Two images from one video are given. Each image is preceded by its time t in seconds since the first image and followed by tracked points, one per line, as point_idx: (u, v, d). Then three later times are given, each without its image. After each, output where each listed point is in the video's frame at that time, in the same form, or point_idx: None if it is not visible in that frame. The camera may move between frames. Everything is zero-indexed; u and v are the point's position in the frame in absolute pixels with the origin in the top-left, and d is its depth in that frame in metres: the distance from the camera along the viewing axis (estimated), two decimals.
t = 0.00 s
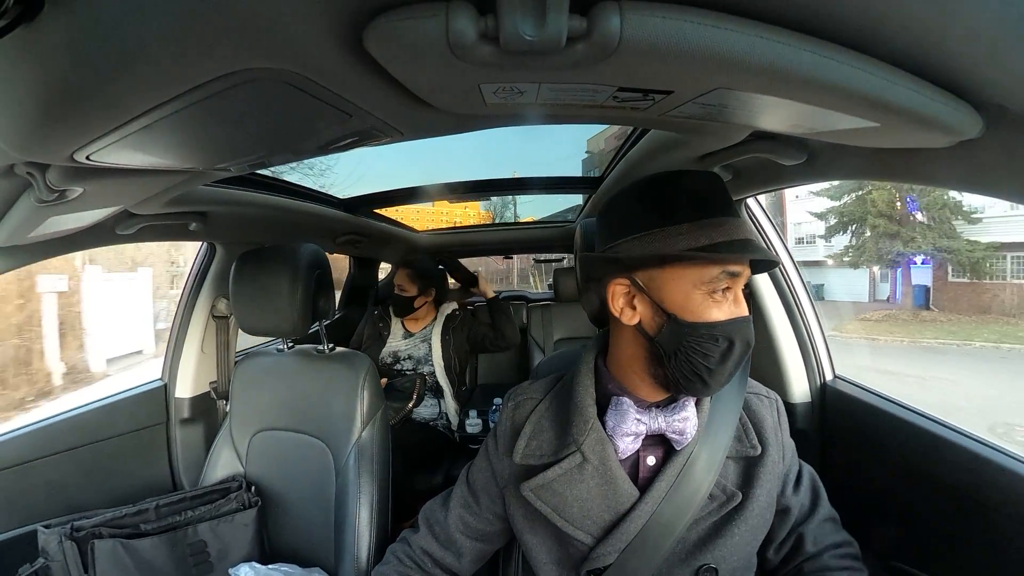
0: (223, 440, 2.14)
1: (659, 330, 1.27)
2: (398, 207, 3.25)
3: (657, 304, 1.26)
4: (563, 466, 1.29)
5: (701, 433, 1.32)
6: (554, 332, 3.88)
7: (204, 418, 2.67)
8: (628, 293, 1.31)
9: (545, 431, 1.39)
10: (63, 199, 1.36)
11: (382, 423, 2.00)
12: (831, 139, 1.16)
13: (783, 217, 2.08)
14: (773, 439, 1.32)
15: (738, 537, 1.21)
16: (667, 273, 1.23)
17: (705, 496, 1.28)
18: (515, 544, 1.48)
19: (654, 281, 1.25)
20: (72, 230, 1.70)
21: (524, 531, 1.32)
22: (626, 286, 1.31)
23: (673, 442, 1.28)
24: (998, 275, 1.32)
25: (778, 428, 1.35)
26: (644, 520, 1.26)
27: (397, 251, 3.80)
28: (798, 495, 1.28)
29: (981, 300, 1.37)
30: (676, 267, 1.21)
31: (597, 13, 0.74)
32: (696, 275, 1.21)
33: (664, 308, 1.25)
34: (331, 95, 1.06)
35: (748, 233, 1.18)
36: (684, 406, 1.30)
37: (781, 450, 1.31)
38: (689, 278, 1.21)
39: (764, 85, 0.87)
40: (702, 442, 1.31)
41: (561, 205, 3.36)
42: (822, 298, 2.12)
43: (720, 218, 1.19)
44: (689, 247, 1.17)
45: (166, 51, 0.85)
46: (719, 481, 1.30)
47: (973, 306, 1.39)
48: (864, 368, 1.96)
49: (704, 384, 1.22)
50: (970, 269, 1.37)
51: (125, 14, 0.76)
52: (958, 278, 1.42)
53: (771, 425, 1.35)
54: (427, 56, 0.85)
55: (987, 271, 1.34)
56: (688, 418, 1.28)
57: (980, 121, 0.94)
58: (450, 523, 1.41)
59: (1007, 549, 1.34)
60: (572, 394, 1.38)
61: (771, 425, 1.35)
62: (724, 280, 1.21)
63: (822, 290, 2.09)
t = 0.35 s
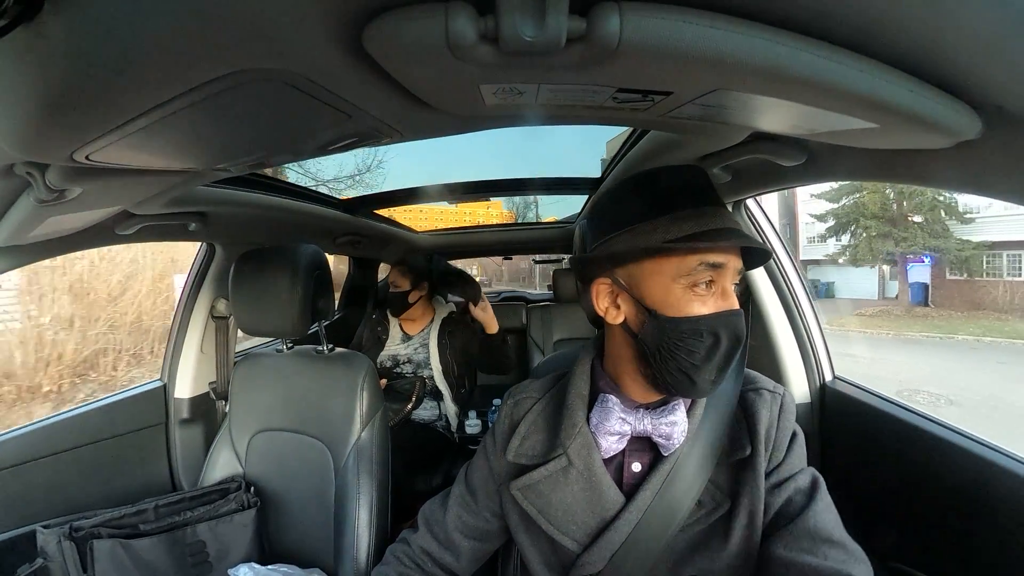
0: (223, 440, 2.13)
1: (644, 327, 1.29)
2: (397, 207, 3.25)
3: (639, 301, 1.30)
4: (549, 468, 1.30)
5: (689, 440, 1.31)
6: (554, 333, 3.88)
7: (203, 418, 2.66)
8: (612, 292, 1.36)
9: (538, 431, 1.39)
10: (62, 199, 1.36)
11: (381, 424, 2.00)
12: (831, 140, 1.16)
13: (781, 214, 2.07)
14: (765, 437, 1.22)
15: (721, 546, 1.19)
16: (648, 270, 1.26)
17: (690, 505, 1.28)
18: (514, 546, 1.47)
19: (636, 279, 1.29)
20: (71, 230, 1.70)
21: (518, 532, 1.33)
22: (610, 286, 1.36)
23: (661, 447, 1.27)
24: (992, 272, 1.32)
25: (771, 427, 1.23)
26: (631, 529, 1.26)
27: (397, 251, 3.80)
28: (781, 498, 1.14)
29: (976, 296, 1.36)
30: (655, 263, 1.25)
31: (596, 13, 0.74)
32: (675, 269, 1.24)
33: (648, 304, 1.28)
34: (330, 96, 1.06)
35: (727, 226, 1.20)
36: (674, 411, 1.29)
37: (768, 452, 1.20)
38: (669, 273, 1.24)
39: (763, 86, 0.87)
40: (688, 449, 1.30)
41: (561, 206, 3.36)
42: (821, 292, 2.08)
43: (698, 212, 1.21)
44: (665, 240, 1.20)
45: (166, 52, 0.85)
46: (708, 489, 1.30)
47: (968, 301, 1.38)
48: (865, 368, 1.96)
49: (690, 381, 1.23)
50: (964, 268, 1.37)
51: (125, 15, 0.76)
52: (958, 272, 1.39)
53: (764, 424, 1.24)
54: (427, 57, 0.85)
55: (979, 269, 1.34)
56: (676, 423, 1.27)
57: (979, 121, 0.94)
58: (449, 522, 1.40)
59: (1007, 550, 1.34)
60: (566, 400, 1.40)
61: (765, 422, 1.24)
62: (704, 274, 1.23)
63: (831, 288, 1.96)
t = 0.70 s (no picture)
0: (222, 440, 2.12)
1: (608, 327, 1.33)
2: (398, 209, 3.25)
3: (604, 301, 1.34)
4: (537, 465, 1.30)
5: (677, 436, 1.31)
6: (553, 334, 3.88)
7: (203, 419, 2.66)
8: (585, 293, 1.42)
9: (530, 431, 1.40)
10: (63, 199, 1.36)
11: (381, 425, 2.00)
12: (831, 142, 1.16)
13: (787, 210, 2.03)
14: (757, 430, 1.21)
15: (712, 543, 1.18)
16: (610, 270, 1.30)
17: (680, 503, 1.27)
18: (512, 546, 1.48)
19: (601, 279, 1.33)
20: (72, 230, 1.70)
21: (512, 532, 1.32)
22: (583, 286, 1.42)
23: (646, 443, 1.28)
24: (1008, 272, 1.31)
25: (768, 418, 1.22)
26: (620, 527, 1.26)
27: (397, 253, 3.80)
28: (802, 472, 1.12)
29: (989, 295, 1.37)
30: (615, 263, 1.29)
31: (596, 16, 0.74)
32: (632, 269, 1.26)
33: (610, 304, 1.32)
34: (330, 97, 1.07)
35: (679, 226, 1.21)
36: (658, 407, 1.30)
37: (765, 443, 1.19)
38: (627, 273, 1.27)
39: (763, 87, 0.87)
40: (676, 445, 1.30)
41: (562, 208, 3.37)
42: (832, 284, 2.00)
43: (652, 213, 1.23)
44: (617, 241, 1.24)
45: (166, 53, 0.85)
46: (700, 486, 1.28)
47: (982, 300, 1.40)
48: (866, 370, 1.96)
49: (647, 379, 1.25)
50: (980, 267, 1.38)
51: (126, 15, 0.76)
52: (978, 272, 1.39)
53: (759, 415, 1.23)
54: (427, 58, 0.85)
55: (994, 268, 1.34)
56: (660, 418, 1.28)
57: (979, 124, 0.94)
58: (446, 520, 1.40)
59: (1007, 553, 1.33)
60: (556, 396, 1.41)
61: (758, 414, 1.23)
62: (660, 274, 1.25)
63: (859, 288, 1.85)
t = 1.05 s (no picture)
0: (221, 441, 2.12)
1: (587, 324, 1.35)
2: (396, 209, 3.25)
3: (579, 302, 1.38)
4: (536, 469, 1.31)
5: (683, 440, 1.31)
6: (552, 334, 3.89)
7: (201, 419, 2.66)
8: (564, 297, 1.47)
9: (527, 433, 1.41)
10: (61, 199, 1.35)
11: (379, 425, 1.99)
12: (829, 142, 1.16)
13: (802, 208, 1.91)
14: (766, 442, 1.25)
15: (719, 547, 1.19)
16: (579, 271, 1.36)
17: (685, 505, 1.26)
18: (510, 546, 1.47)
19: (575, 281, 1.38)
20: (70, 230, 1.70)
21: (511, 536, 1.32)
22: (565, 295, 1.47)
23: (645, 445, 1.29)
24: None
25: (777, 428, 1.27)
26: (622, 530, 1.26)
27: (396, 253, 3.80)
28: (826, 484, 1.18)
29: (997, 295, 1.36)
30: (581, 263, 1.35)
31: (594, 16, 0.74)
32: (595, 263, 1.31)
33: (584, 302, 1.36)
34: (328, 96, 1.07)
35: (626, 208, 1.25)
36: (656, 409, 1.30)
37: (776, 453, 1.23)
38: (591, 268, 1.32)
39: (761, 88, 0.88)
40: (681, 448, 1.30)
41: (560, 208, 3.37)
42: (867, 284, 1.79)
43: (602, 203, 1.28)
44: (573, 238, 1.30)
45: (164, 53, 0.85)
46: (703, 489, 1.28)
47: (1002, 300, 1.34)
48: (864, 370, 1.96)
49: (620, 367, 1.26)
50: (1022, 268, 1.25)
51: (123, 14, 0.76)
52: (1015, 272, 1.27)
53: (767, 428, 1.28)
54: (425, 58, 0.85)
55: None
56: (659, 420, 1.28)
57: (977, 124, 0.94)
58: (442, 521, 1.40)
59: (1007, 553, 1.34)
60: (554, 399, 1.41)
61: (766, 428, 1.28)
62: (621, 259, 1.27)
63: (900, 288, 1.64)
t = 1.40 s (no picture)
0: (217, 443, 2.11)
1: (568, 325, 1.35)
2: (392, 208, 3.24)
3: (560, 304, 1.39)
4: (535, 472, 1.31)
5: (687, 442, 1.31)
6: (549, 333, 3.89)
7: (197, 420, 2.65)
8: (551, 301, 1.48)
9: (524, 433, 1.41)
10: (55, 200, 1.35)
11: (376, 425, 1.99)
12: (824, 140, 1.17)
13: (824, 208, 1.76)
14: (767, 451, 1.28)
15: (720, 547, 1.19)
16: (558, 274, 1.38)
17: (687, 506, 1.26)
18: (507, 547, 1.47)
19: (557, 284, 1.40)
20: (64, 231, 1.69)
21: (509, 537, 1.32)
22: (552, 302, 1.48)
23: (642, 448, 1.30)
24: None
25: (776, 440, 1.30)
26: (623, 530, 1.26)
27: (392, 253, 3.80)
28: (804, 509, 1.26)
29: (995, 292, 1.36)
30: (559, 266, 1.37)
31: (590, 15, 0.74)
32: (569, 263, 1.32)
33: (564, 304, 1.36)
34: (324, 96, 1.06)
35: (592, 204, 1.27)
36: (653, 410, 1.30)
37: (776, 462, 1.26)
38: (566, 269, 1.33)
39: (757, 86, 0.88)
40: (685, 451, 1.30)
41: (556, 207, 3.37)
42: (914, 285, 1.59)
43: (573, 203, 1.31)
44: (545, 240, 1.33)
45: (159, 52, 0.85)
46: (705, 491, 1.28)
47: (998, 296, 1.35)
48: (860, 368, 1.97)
49: (597, 363, 1.26)
50: None
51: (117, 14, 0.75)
52: None
53: (766, 438, 1.31)
54: (421, 56, 0.85)
55: None
56: (655, 424, 1.29)
57: (971, 122, 0.95)
58: (439, 522, 1.40)
59: (1004, 549, 1.35)
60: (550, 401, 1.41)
61: (766, 438, 1.31)
62: (593, 256, 1.28)
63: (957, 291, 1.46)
